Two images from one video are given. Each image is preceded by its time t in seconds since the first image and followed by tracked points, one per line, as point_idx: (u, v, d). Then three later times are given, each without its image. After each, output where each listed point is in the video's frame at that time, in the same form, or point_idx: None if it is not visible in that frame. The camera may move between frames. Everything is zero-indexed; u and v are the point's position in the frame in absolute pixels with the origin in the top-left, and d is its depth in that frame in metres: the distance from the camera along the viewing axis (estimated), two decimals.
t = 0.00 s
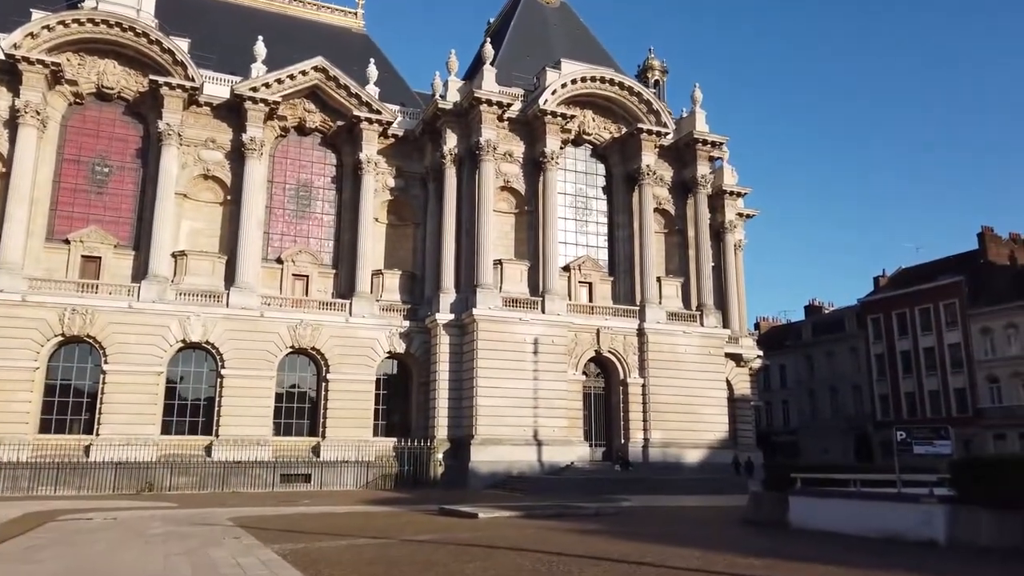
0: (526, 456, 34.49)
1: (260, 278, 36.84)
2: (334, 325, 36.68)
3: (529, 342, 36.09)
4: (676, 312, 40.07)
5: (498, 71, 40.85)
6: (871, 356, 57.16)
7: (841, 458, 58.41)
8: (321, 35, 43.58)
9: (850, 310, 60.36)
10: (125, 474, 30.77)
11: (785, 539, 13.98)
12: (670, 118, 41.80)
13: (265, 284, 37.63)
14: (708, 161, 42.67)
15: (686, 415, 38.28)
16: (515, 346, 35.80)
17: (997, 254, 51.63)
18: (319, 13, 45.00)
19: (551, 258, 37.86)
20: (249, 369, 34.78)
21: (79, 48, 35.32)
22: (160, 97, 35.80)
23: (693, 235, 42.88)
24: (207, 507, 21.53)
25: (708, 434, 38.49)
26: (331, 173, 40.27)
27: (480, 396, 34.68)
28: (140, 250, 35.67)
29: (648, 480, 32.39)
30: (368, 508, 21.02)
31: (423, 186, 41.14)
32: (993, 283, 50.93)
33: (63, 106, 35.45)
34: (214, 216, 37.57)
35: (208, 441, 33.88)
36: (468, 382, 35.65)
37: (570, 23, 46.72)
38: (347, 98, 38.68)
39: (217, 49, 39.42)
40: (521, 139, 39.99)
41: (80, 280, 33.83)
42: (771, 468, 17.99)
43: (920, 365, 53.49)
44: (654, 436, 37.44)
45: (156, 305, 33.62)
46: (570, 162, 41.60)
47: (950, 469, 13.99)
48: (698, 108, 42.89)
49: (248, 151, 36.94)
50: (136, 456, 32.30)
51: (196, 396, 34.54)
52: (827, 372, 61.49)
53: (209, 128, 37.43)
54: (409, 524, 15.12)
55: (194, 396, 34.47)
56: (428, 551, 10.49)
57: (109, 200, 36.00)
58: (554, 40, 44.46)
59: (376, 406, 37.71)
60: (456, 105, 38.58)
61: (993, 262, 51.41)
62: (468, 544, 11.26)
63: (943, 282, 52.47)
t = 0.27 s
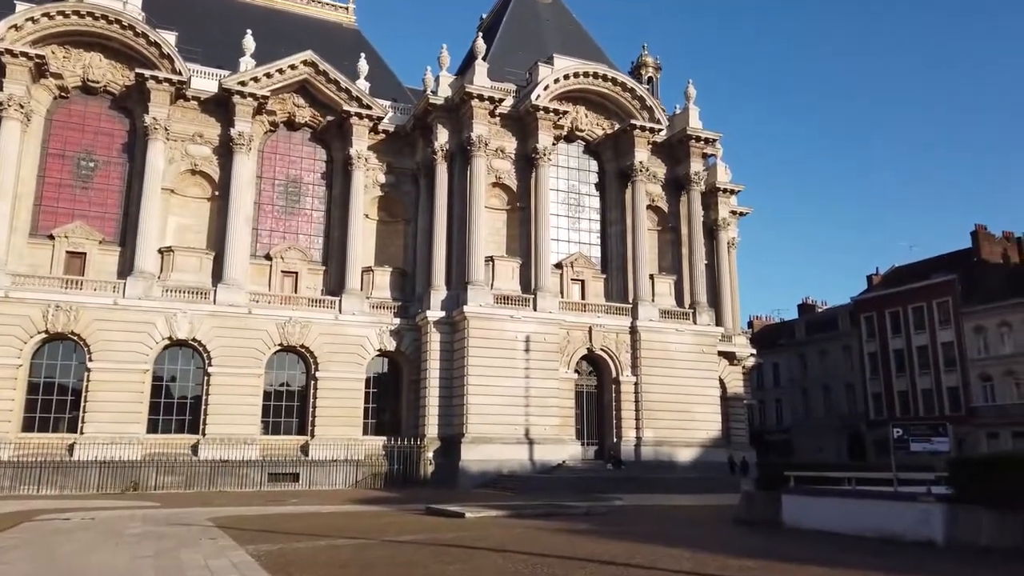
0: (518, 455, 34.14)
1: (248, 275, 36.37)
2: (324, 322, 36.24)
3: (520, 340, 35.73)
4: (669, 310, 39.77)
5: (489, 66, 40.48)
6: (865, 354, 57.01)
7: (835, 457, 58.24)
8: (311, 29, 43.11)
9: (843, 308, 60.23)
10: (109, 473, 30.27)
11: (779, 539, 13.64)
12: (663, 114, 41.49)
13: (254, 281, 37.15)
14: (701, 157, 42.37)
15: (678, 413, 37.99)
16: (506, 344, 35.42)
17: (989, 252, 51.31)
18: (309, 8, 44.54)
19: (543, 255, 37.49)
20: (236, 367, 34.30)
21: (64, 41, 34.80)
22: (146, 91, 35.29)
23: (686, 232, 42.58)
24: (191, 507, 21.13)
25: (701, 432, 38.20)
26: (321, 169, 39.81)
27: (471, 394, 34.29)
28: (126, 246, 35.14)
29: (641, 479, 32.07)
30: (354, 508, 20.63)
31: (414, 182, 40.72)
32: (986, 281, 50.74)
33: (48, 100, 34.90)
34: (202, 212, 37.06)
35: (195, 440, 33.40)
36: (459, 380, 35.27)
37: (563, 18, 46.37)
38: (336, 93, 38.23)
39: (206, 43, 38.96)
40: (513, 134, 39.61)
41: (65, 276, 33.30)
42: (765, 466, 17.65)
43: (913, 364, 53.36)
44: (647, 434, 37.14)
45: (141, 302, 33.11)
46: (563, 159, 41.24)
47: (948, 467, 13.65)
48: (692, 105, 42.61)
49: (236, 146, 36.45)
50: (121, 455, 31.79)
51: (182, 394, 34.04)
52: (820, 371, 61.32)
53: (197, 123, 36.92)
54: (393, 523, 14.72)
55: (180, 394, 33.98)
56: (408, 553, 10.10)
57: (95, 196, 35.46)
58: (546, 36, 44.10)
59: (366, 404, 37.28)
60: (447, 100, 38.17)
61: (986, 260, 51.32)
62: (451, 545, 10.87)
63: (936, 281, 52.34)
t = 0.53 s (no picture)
0: (511, 455, 33.77)
1: (238, 274, 35.92)
2: (316, 321, 35.82)
3: (514, 339, 35.36)
4: (665, 309, 39.44)
5: (483, 63, 40.11)
6: (861, 354, 56.78)
7: (831, 456, 57.97)
8: (303, 25, 42.68)
9: (839, 308, 60.00)
10: (97, 474, 29.80)
11: (777, 543, 13.25)
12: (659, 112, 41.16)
13: (245, 279, 36.71)
14: (697, 155, 42.04)
15: (674, 413, 37.64)
16: (500, 343, 35.04)
17: (987, 251, 51.10)
18: (302, 3, 44.10)
19: (537, 254, 37.12)
20: (226, 366, 33.85)
21: (52, 36, 34.33)
22: (135, 87, 34.82)
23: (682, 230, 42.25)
24: (177, 509, 20.71)
25: (697, 433, 37.86)
26: (313, 166, 39.40)
27: (464, 394, 33.90)
28: (114, 244, 34.67)
29: (636, 479, 31.73)
30: (342, 510, 20.23)
31: (407, 180, 40.31)
32: (983, 281, 50.52)
33: (35, 96, 34.42)
34: (192, 209, 36.60)
35: (184, 440, 32.94)
36: (452, 379, 34.89)
37: (558, 15, 46.00)
38: (329, 89, 37.81)
39: (196, 39, 38.53)
40: (507, 131, 39.24)
41: (52, 274, 32.82)
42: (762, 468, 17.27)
43: (910, 363, 53.14)
44: (642, 435, 36.79)
45: (130, 300, 32.65)
46: (558, 156, 40.88)
47: (951, 468, 13.29)
48: (688, 102, 42.28)
49: (226, 143, 36.00)
50: (109, 455, 31.34)
51: (171, 394, 33.59)
52: (816, 370, 61.07)
53: (187, 119, 36.46)
54: (379, 527, 14.29)
55: (169, 394, 33.53)
56: (391, 559, 9.69)
57: (83, 192, 34.99)
58: (541, 32, 43.73)
59: (359, 404, 36.86)
60: (440, 96, 37.77)
61: (983, 259, 51.07)
62: (438, 550, 10.44)
63: (933, 280, 52.13)
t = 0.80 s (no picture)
0: (507, 453, 33.40)
1: (231, 270, 35.53)
2: (310, 318, 35.45)
3: (510, 336, 34.99)
4: (663, 306, 39.08)
5: (480, 57, 39.74)
6: (860, 351, 56.46)
7: (830, 455, 57.66)
8: (298, 19, 42.28)
9: (838, 305, 59.71)
10: (87, 472, 29.40)
11: (777, 543, 12.89)
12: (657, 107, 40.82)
13: (238, 275, 36.33)
14: (695, 151, 41.68)
15: (671, 411, 37.30)
16: (496, 340, 34.67)
17: (987, 249, 50.85)
18: None
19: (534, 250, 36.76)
20: (219, 363, 33.47)
21: (42, 28, 33.93)
22: (127, 80, 34.42)
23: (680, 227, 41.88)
24: (166, 507, 20.35)
25: (695, 431, 37.52)
26: (308, 161, 39.01)
27: (459, 391, 33.54)
28: (106, 240, 34.26)
29: (634, 478, 31.38)
30: (334, 508, 19.87)
31: (403, 175, 39.93)
32: (982, 278, 50.25)
33: (25, 89, 34.00)
34: (185, 205, 36.20)
35: (176, 438, 32.56)
36: (447, 377, 34.53)
37: (555, 9, 45.62)
38: (323, 83, 37.42)
39: (189, 32, 38.15)
40: (504, 126, 38.86)
41: (43, 269, 32.41)
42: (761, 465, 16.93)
43: (909, 361, 52.84)
44: (640, 432, 36.44)
45: (121, 296, 32.26)
46: (555, 152, 40.51)
47: (957, 465, 12.90)
48: (686, 97, 41.92)
49: (219, 137, 35.60)
50: (100, 453, 30.95)
51: (163, 391, 33.20)
52: (815, 368, 60.75)
53: (179, 113, 36.06)
54: (368, 525, 13.93)
55: (161, 391, 33.14)
56: (375, 558, 9.32)
57: (74, 187, 34.58)
58: (538, 27, 43.36)
59: (353, 402, 36.48)
60: (436, 91, 37.40)
61: (983, 256, 50.74)
62: (425, 549, 10.08)
63: (933, 277, 51.83)
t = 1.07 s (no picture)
0: (503, 454, 33.00)
1: (224, 268, 35.12)
2: (304, 317, 35.04)
3: (506, 335, 34.60)
4: (660, 305, 38.70)
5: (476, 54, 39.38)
6: (859, 351, 56.15)
7: (828, 455, 57.32)
8: (292, 15, 41.86)
9: (837, 305, 59.39)
10: (77, 473, 28.99)
11: (777, 548, 12.52)
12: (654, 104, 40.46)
13: (231, 274, 35.92)
14: (693, 149, 41.30)
15: (669, 411, 36.92)
16: (491, 340, 34.28)
17: (986, 248, 50.58)
18: None
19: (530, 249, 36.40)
20: (212, 363, 33.05)
21: (32, 23, 33.51)
22: (118, 76, 34.00)
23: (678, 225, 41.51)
24: (153, 509, 19.96)
25: (693, 431, 37.16)
26: (302, 159, 38.61)
27: (454, 391, 33.15)
28: (97, 238, 33.84)
29: (631, 478, 31.03)
30: (324, 511, 19.49)
31: (398, 173, 39.53)
32: (982, 277, 49.94)
33: (15, 85, 33.59)
34: (177, 202, 35.78)
35: (168, 438, 32.15)
36: (442, 376, 34.13)
37: (552, 6, 45.24)
38: (317, 80, 37.03)
39: (182, 28, 37.74)
40: (500, 124, 38.48)
41: (32, 267, 31.98)
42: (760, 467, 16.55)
43: (909, 361, 52.51)
44: (637, 433, 36.08)
45: (111, 295, 31.85)
46: (552, 149, 40.13)
47: (963, 467, 12.40)
48: (684, 95, 41.56)
49: (212, 134, 35.19)
50: (90, 454, 30.55)
51: (154, 391, 32.79)
52: (813, 368, 60.42)
53: (171, 110, 35.65)
54: (356, 529, 13.55)
55: (152, 391, 32.74)
56: (357, 566, 8.91)
57: (65, 184, 34.16)
58: (535, 23, 42.97)
59: (348, 402, 36.06)
60: (431, 88, 37.00)
61: (983, 255, 50.47)
62: (411, 555, 9.69)
63: (932, 277, 51.50)
